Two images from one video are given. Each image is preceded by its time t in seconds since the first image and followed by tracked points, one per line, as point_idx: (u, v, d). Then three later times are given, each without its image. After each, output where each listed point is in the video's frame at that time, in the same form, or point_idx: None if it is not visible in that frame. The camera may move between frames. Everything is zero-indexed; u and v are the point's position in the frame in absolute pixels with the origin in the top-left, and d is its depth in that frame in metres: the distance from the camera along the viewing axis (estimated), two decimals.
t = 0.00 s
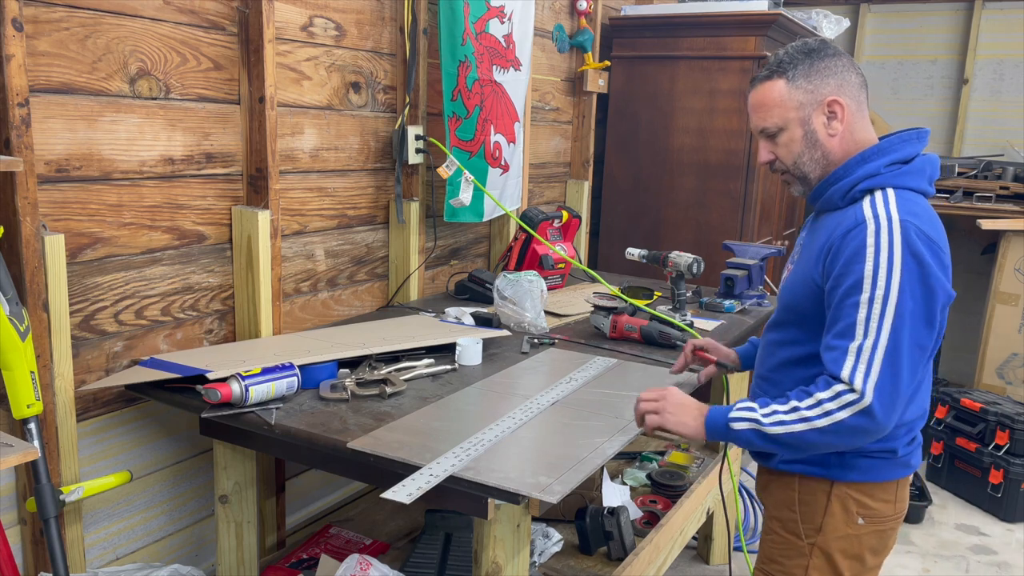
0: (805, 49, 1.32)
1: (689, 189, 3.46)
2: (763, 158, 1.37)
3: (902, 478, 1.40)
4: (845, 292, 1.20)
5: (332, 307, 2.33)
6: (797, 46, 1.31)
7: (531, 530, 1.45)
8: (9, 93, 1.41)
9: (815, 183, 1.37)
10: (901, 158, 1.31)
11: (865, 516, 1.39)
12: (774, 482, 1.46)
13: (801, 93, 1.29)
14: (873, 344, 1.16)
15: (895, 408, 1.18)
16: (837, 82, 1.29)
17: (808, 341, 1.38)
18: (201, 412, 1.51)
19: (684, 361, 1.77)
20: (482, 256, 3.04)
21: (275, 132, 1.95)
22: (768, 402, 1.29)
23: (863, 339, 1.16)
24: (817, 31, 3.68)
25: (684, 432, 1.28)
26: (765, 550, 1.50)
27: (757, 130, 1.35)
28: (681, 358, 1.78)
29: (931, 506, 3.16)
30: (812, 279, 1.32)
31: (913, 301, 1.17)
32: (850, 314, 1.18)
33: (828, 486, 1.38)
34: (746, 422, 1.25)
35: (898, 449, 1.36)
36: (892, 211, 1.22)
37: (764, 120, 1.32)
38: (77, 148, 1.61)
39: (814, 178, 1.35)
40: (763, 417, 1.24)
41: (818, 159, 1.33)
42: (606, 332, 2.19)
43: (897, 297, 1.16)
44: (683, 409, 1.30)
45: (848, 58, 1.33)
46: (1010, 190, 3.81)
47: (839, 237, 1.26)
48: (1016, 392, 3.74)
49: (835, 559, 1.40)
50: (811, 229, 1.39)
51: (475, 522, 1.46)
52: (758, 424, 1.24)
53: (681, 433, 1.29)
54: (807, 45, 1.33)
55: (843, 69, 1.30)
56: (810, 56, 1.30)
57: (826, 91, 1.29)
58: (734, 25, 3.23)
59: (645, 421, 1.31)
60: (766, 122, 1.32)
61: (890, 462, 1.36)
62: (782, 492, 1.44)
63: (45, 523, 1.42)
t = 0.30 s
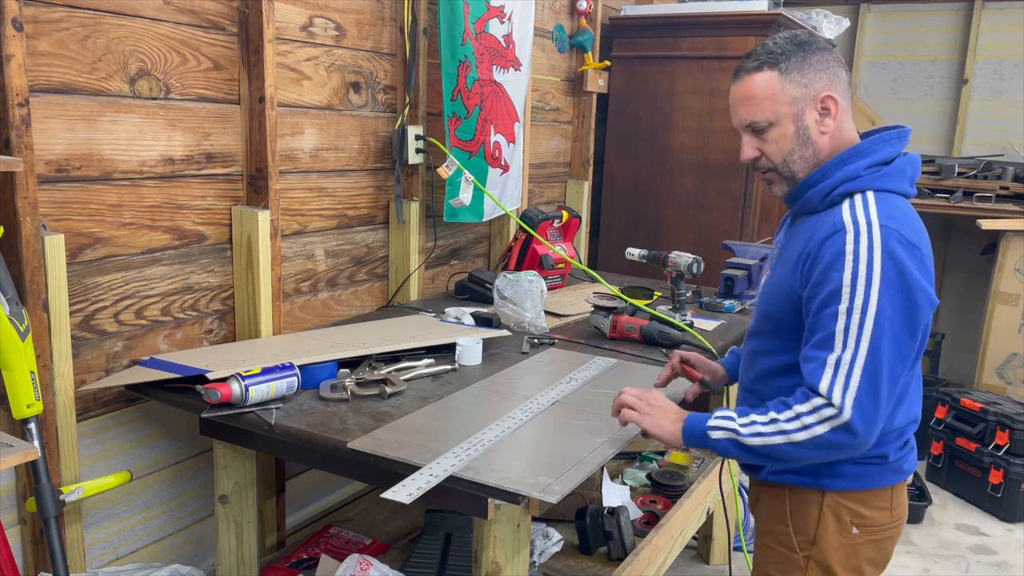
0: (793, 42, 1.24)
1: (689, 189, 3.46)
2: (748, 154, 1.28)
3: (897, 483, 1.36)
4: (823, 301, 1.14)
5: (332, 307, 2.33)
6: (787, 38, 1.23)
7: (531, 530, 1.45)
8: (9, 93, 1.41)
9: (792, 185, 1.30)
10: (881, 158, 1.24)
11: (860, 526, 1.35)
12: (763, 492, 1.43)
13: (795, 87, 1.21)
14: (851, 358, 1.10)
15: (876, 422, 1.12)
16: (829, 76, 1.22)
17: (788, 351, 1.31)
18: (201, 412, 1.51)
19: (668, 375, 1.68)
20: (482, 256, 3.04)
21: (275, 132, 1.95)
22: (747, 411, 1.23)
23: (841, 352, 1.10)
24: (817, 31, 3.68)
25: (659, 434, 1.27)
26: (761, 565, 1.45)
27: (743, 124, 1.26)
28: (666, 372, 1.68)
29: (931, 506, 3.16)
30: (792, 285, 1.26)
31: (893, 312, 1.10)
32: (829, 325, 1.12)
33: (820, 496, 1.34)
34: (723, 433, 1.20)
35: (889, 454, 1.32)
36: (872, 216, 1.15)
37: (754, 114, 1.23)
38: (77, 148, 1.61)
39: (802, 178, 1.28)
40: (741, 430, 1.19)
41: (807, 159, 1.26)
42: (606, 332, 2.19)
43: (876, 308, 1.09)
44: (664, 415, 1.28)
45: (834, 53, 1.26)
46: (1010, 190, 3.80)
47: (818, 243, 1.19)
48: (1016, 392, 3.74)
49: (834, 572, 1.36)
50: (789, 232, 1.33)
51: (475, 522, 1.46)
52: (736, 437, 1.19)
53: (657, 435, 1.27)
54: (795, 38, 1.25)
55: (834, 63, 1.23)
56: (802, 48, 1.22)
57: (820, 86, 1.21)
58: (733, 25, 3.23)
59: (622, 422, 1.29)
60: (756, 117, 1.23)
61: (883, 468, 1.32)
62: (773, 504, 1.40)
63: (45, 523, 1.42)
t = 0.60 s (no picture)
0: (770, 43, 1.22)
1: (689, 189, 3.46)
2: (727, 163, 1.25)
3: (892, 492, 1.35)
4: (816, 323, 1.10)
5: (332, 307, 2.33)
6: (765, 39, 1.21)
7: (531, 530, 1.46)
8: (9, 93, 1.41)
9: (774, 193, 1.28)
10: (864, 166, 1.24)
11: (858, 539, 1.34)
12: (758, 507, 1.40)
13: (778, 91, 1.19)
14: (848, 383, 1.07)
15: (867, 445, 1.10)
16: (809, 78, 1.21)
17: (773, 364, 1.29)
18: (201, 412, 1.51)
19: (642, 375, 1.70)
20: (482, 256, 3.04)
21: (275, 132, 1.95)
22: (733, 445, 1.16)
23: (837, 378, 1.07)
24: (817, 31, 3.69)
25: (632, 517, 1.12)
26: None
27: (722, 131, 1.23)
28: (640, 372, 1.70)
29: (931, 506, 3.16)
30: (777, 303, 1.23)
31: (887, 333, 1.08)
32: (823, 348, 1.08)
33: (818, 510, 1.32)
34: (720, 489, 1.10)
35: (886, 465, 1.31)
36: (861, 231, 1.13)
37: (735, 120, 1.20)
38: (77, 148, 1.61)
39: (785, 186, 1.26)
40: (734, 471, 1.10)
41: (790, 166, 1.24)
42: (606, 332, 2.19)
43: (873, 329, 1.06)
44: (633, 500, 1.11)
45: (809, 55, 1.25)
46: (1010, 189, 3.80)
47: (806, 260, 1.16)
48: (1016, 392, 3.74)
49: None
50: (770, 246, 1.30)
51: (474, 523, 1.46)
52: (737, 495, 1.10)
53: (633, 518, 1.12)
54: (772, 38, 1.23)
55: (812, 65, 1.22)
56: (781, 50, 1.21)
57: (802, 89, 1.20)
58: (733, 25, 3.23)
59: (603, 536, 1.10)
60: (737, 123, 1.20)
61: (881, 478, 1.32)
62: (769, 519, 1.38)
63: (45, 523, 1.42)
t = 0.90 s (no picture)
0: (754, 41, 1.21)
1: (689, 189, 3.46)
2: (712, 161, 1.24)
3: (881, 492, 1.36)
4: (793, 320, 1.11)
5: (332, 307, 2.33)
6: (750, 36, 1.19)
7: (531, 530, 1.45)
8: (9, 93, 1.41)
9: (757, 192, 1.27)
10: (846, 162, 1.23)
11: (848, 539, 1.34)
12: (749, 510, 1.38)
13: (763, 89, 1.17)
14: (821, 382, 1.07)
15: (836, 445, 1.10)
16: (794, 76, 1.20)
17: (755, 363, 1.30)
18: (201, 412, 1.51)
19: (626, 366, 1.73)
20: (482, 256, 3.04)
21: (275, 132, 1.95)
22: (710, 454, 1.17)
23: (810, 376, 1.08)
24: (817, 31, 3.69)
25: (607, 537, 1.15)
26: None
27: (707, 130, 1.21)
28: (625, 364, 1.73)
29: (931, 506, 3.16)
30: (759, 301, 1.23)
31: (864, 331, 1.09)
32: (799, 346, 1.09)
33: (809, 512, 1.32)
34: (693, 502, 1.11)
35: (875, 465, 1.31)
36: (842, 228, 1.13)
37: (720, 118, 1.19)
38: (77, 148, 1.61)
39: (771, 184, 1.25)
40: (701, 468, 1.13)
41: (774, 166, 1.24)
42: (606, 332, 2.19)
43: (849, 327, 1.07)
44: (602, 524, 1.14)
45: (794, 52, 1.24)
46: (1010, 189, 3.80)
47: (786, 258, 1.16)
48: (1016, 392, 3.74)
49: None
50: (752, 243, 1.31)
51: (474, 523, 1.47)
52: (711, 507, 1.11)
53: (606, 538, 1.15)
54: (756, 35, 1.21)
55: (796, 63, 1.21)
56: (766, 48, 1.19)
57: (787, 88, 1.19)
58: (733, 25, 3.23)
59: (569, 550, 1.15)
60: (722, 122, 1.19)
61: (871, 478, 1.32)
62: (759, 522, 1.36)
63: (45, 523, 1.42)
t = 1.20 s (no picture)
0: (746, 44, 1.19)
1: (689, 189, 3.46)
2: (701, 167, 1.22)
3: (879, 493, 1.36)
4: (794, 323, 1.10)
5: (332, 307, 2.33)
6: (741, 39, 1.17)
7: (532, 530, 1.44)
8: (9, 93, 1.41)
9: (746, 197, 1.26)
10: (834, 164, 1.23)
11: (850, 541, 1.33)
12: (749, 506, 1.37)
13: (755, 95, 1.15)
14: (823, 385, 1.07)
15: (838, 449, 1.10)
16: (784, 81, 1.18)
17: (750, 366, 1.29)
18: (201, 412, 1.51)
19: (617, 383, 1.62)
20: (482, 256, 3.04)
21: (275, 132, 1.95)
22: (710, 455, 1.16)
23: (812, 379, 1.07)
24: (817, 31, 3.68)
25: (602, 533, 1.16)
26: None
27: (697, 135, 1.20)
28: (615, 382, 1.62)
29: (931, 506, 3.16)
30: (755, 303, 1.22)
31: (866, 332, 1.08)
32: (801, 348, 1.09)
33: (812, 512, 1.31)
34: (694, 504, 1.11)
35: (877, 462, 1.32)
36: (841, 230, 1.13)
37: (711, 124, 1.17)
38: (77, 148, 1.61)
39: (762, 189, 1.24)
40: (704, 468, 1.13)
41: (762, 172, 1.22)
42: (606, 332, 2.19)
43: (852, 330, 1.07)
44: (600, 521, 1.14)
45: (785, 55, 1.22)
46: (1010, 189, 3.80)
47: (786, 261, 1.15)
48: (1016, 392, 3.74)
49: None
50: (743, 245, 1.29)
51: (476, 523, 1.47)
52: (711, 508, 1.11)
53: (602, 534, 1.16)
54: (747, 38, 1.19)
55: (787, 68, 1.19)
56: (757, 52, 1.17)
57: (778, 93, 1.17)
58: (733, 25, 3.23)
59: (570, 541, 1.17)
60: (712, 127, 1.17)
61: (874, 478, 1.32)
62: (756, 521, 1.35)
63: (45, 523, 1.42)
